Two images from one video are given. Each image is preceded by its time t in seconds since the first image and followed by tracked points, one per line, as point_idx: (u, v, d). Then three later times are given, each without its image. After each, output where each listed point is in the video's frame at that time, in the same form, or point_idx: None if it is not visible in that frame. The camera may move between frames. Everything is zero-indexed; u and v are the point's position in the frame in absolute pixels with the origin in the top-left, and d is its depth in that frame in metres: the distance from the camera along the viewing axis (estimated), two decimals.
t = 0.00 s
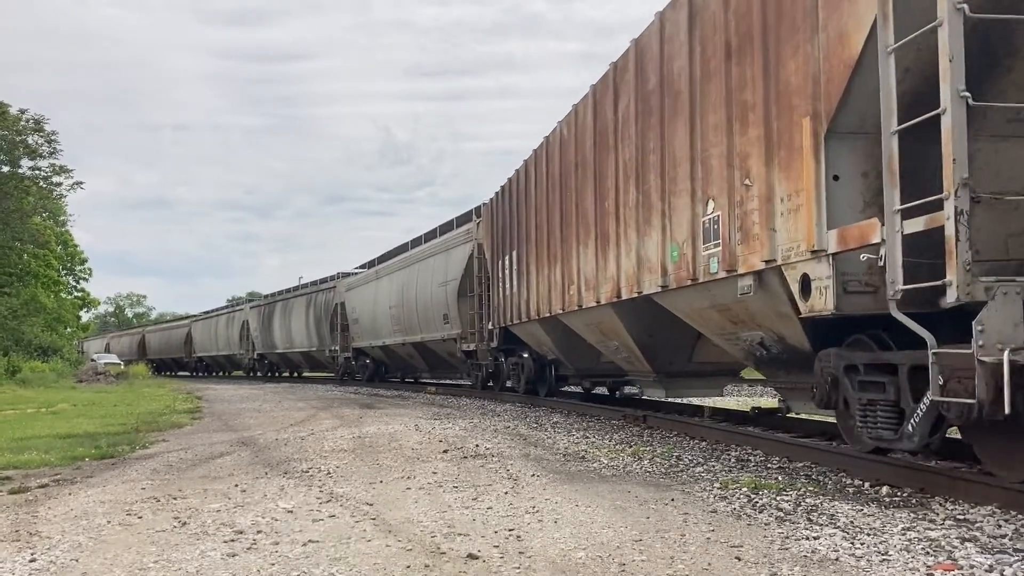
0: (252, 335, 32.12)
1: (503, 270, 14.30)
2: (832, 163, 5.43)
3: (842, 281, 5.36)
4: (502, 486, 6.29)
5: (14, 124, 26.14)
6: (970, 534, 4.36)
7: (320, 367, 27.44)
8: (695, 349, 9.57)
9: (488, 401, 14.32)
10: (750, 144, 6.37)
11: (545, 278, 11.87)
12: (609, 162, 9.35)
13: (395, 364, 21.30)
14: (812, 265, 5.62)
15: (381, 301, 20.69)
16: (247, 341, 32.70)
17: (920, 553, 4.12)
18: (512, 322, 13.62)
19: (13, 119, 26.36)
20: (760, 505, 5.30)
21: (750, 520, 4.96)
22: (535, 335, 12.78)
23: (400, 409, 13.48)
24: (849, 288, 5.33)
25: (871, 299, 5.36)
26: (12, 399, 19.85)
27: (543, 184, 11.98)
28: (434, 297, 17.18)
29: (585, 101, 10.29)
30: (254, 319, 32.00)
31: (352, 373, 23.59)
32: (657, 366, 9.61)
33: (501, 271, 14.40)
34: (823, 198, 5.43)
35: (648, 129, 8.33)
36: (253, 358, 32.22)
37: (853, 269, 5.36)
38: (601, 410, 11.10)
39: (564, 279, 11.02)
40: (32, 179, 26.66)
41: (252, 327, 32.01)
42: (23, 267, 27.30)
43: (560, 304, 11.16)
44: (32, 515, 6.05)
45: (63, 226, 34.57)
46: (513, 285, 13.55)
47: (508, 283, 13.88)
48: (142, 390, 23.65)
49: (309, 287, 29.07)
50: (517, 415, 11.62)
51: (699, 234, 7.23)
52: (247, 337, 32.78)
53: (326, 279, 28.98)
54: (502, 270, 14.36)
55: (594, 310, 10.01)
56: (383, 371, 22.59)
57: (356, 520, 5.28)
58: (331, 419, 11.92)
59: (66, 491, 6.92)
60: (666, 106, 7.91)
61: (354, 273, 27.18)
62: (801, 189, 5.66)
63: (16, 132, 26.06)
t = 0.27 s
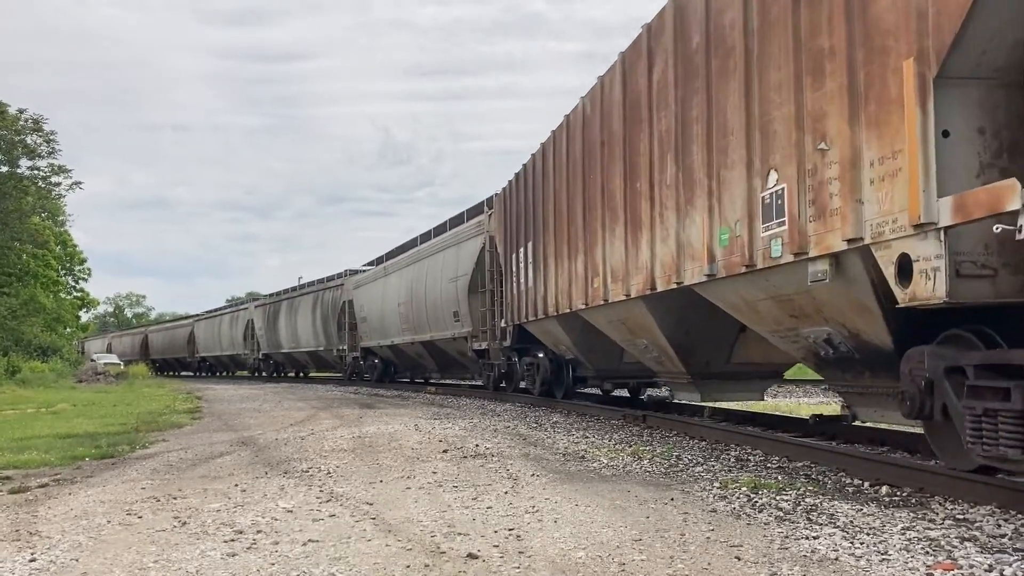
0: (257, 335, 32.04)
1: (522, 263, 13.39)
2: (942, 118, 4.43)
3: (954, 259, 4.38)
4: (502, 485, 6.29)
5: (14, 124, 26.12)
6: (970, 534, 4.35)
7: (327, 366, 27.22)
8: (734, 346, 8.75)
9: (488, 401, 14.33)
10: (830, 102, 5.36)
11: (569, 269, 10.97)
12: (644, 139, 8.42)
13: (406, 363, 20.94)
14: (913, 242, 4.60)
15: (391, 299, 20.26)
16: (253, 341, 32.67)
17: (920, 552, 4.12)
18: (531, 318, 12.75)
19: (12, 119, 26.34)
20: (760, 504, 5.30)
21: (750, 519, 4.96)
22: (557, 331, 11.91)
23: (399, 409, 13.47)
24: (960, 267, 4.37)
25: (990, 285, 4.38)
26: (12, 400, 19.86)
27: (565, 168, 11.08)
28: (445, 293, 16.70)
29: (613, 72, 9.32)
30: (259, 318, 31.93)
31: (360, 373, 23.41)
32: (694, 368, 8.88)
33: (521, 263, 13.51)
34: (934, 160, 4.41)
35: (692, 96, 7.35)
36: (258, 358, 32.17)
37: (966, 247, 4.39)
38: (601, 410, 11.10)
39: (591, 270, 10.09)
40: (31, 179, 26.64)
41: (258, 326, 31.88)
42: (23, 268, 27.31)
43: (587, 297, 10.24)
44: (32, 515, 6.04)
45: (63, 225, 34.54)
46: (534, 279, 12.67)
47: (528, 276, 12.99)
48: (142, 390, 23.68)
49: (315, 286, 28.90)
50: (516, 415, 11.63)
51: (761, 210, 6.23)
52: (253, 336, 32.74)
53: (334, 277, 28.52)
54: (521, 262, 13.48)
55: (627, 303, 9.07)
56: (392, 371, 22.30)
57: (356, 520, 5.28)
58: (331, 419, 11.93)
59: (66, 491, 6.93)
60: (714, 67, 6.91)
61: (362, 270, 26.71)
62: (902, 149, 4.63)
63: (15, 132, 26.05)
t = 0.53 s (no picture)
0: (263, 334, 31.89)
1: (542, 252, 12.41)
2: None
3: None
4: (501, 485, 6.29)
5: (14, 124, 26.10)
6: (969, 534, 4.36)
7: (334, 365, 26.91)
8: (783, 345, 7.91)
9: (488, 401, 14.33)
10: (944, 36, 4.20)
11: (596, 257, 9.99)
12: (688, 107, 7.36)
13: (417, 363, 20.50)
14: None
15: (400, 295, 19.77)
16: (258, 341, 32.57)
17: (920, 552, 4.13)
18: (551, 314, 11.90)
19: (12, 119, 26.30)
20: (760, 504, 5.30)
21: (749, 519, 4.97)
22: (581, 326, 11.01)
23: (399, 409, 13.48)
24: None
25: None
26: (12, 400, 19.86)
27: (591, 146, 10.10)
28: (456, 289, 16.17)
29: (649, 31, 8.23)
30: (265, 315, 31.83)
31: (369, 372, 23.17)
32: (739, 369, 7.99)
33: (540, 254, 12.55)
34: None
35: (747, 51, 6.29)
36: (263, 359, 32.06)
37: None
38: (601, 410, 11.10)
39: (622, 258, 9.09)
40: (31, 179, 26.64)
41: (264, 325, 31.65)
42: (23, 267, 27.31)
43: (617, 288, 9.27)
44: (32, 515, 6.04)
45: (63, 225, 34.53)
46: (555, 269, 11.72)
47: (548, 266, 12.02)
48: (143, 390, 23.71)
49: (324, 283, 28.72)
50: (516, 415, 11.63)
51: (842, 178, 5.10)
52: (258, 336, 32.63)
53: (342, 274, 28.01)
54: (540, 251, 12.52)
55: (665, 294, 8.07)
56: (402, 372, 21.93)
57: (356, 519, 5.29)
58: (331, 419, 11.93)
59: (66, 491, 6.93)
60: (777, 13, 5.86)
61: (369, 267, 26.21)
62: None
63: (16, 131, 26.04)
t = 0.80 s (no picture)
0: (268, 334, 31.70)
1: (563, 242, 11.51)
2: None
3: None
4: (502, 485, 6.29)
5: (14, 124, 26.10)
6: (969, 534, 4.36)
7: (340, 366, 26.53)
8: (847, 341, 6.90)
9: (487, 402, 14.34)
10: None
11: (626, 246, 9.08)
12: (743, 64, 6.37)
13: (426, 363, 20.04)
14: None
15: (409, 292, 19.27)
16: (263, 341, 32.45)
17: (920, 552, 4.13)
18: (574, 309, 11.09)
19: (12, 119, 26.30)
20: (760, 504, 5.30)
21: (749, 519, 4.97)
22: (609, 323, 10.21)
23: (399, 409, 13.48)
24: None
25: None
26: (11, 400, 19.85)
27: (622, 120, 9.16)
28: (466, 284, 15.61)
29: None
30: (270, 315, 31.70)
31: (377, 373, 22.77)
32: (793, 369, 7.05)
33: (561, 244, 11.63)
34: None
35: None
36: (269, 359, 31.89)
37: None
38: (601, 410, 11.10)
39: (660, 243, 8.13)
40: (31, 179, 26.64)
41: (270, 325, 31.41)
42: (23, 267, 27.30)
43: (652, 279, 8.34)
44: (32, 514, 6.05)
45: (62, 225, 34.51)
46: (579, 260, 10.82)
47: (571, 258, 11.12)
48: (142, 390, 23.71)
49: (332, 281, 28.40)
50: (516, 415, 11.63)
51: (965, 126, 4.07)
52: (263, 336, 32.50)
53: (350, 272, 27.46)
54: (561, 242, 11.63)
55: (713, 284, 7.12)
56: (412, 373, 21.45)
57: (356, 519, 5.29)
58: (331, 419, 11.93)
59: (65, 491, 6.93)
60: None
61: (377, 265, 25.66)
62: None
63: (16, 131, 26.05)
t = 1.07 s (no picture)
0: (275, 334, 31.51)
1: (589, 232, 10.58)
2: None
3: None
4: (502, 486, 6.28)
5: (14, 124, 26.11)
6: (971, 534, 4.35)
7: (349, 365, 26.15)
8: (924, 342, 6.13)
9: (488, 402, 14.33)
10: None
11: (662, 229, 8.16)
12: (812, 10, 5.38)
13: (437, 364, 19.55)
14: None
15: (420, 289, 18.79)
16: (269, 341, 32.35)
17: (921, 553, 4.11)
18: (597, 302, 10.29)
19: (13, 119, 26.29)
20: (760, 505, 5.29)
21: (750, 520, 4.95)
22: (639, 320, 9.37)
23: (400, 409, 13.46)
24: None
25: None
26: (12, 399, 19.84)
27: (657, 88, 8.20)
28: (478, 280, 15.11)
29: None
30: (276, 314, 31.60)
31: (387, 373, 22.34)
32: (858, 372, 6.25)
33: (586, 234, 10.69)
34: None
35: None
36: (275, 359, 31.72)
37: None
38: (601, 410, 11.09)
39: (706, 226, 7.18)
40: (32, 179, 26.63)
41: (276, 325, 31.24)
42: (23, 267, 27.29)
43: (697, 266, 7.40)
44: (31, 515, 6.03)
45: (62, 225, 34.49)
46: (606, 250, 9.88)
47: (597, 249, 10.21)
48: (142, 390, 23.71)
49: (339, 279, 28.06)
50: (516, 415, 11.62)
51: None
52: (269, 335, 32.37)
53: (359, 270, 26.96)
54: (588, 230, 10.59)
55: (772, 269, 6.15)
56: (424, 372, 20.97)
57: (356, 520, 5.27)
58: (331, 419, 11.91)
59: (65, 491, 6.92)
60: None
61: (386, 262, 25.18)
62: None
63: (16, 131, 26.06)
